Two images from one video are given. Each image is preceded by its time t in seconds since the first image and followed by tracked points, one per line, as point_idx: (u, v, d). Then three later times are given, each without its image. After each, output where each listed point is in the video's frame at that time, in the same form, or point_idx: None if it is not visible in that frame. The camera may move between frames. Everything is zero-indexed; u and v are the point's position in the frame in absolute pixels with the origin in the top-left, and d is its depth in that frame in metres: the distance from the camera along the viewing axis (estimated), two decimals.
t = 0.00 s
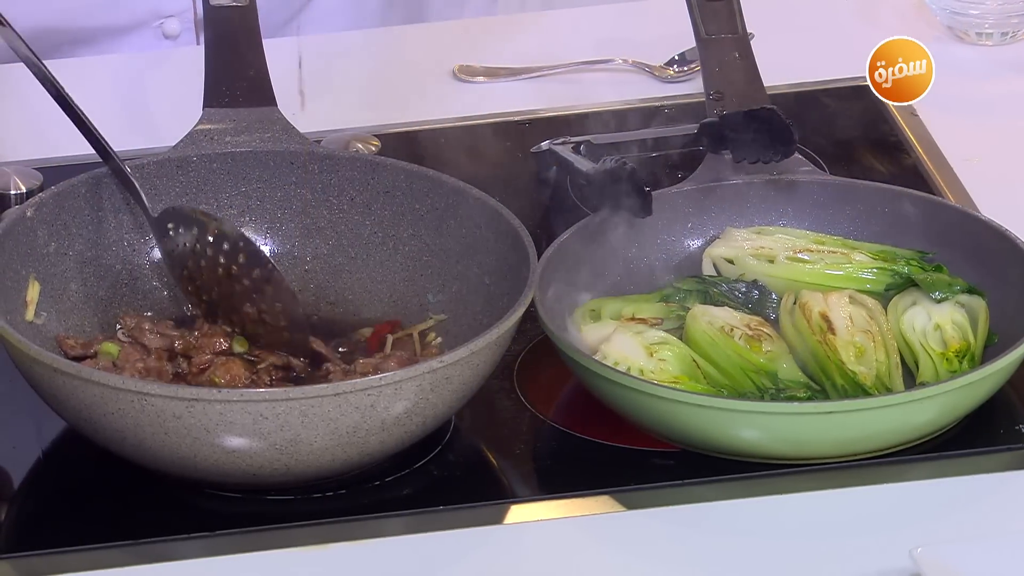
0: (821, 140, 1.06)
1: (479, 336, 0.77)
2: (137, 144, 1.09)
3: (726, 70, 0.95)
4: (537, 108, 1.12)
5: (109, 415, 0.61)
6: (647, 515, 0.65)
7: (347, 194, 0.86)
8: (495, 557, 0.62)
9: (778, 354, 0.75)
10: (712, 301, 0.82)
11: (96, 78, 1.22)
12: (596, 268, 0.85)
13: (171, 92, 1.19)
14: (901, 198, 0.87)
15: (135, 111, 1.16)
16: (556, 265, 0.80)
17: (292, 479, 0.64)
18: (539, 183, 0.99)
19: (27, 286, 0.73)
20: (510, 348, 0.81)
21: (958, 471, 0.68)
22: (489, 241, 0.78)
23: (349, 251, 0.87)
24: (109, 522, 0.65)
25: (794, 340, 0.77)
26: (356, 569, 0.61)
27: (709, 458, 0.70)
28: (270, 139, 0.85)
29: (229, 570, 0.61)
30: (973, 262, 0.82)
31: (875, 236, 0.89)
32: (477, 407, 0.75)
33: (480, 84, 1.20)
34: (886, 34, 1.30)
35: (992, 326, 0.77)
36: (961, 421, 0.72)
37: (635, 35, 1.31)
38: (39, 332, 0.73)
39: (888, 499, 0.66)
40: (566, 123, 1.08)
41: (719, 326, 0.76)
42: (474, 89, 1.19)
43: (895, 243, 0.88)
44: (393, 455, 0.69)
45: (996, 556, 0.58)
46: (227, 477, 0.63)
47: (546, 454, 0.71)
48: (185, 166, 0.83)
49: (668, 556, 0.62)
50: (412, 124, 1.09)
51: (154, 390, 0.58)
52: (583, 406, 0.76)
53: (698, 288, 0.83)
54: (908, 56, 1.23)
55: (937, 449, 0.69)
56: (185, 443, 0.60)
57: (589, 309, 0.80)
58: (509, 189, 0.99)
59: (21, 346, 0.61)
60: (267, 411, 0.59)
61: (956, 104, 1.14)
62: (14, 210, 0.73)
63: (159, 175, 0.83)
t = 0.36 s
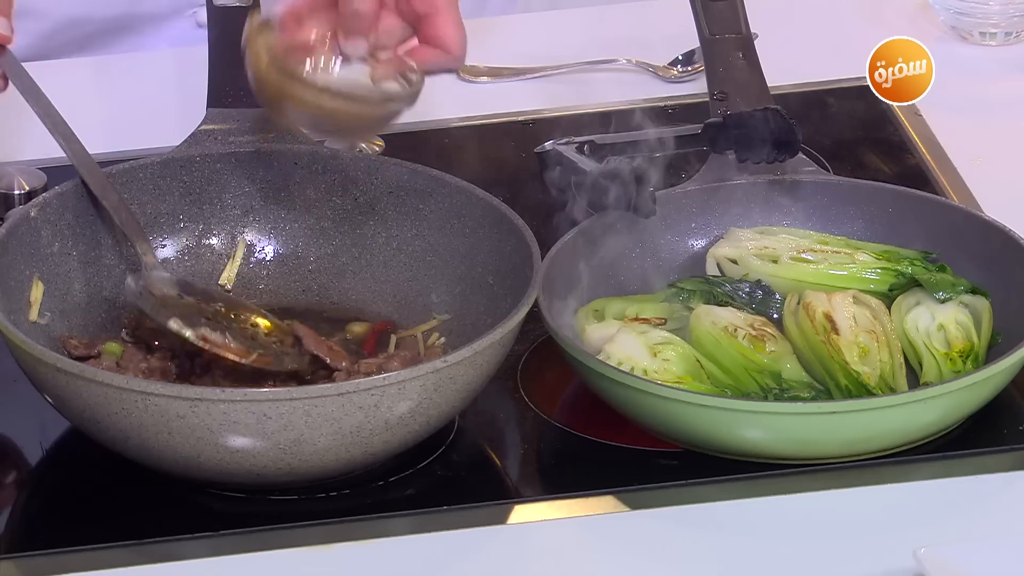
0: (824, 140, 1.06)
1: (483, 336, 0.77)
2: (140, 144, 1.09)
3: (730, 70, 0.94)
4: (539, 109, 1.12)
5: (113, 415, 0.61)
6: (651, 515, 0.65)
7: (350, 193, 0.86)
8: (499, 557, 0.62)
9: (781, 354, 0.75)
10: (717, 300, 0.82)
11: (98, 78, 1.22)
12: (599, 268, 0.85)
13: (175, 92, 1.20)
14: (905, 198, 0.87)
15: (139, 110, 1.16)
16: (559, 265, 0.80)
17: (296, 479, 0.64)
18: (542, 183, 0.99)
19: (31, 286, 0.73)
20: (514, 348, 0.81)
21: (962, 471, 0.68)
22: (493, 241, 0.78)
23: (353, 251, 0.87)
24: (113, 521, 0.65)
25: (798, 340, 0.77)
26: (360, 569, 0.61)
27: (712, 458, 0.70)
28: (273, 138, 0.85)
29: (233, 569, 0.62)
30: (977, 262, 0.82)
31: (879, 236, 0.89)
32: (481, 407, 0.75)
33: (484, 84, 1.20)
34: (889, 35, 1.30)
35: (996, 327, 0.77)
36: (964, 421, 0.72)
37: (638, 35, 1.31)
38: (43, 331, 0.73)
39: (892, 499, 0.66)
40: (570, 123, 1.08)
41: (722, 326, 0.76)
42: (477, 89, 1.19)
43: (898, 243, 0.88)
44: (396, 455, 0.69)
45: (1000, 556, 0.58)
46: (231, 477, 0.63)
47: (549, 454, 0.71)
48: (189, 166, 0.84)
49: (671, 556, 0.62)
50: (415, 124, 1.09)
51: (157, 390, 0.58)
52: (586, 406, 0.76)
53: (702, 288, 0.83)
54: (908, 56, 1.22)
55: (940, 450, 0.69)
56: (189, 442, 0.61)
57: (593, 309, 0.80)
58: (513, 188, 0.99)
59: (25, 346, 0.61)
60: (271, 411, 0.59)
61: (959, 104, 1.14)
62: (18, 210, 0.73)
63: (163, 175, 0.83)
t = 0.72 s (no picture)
0: (825, 140, 1.06)
1: (485, 336, 0.77)
2: (142, 144, 1.09)
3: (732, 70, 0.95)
4: (541, 109, 1.12)
5: (115, 415, 0.61)
6: (652, 515, 0.65)
7: (352, 194, 0.86)
8: (501, 556, 0.62)
9: (783, 354, 0.75)
10: (719, 301, 0.82)
11: (101, 78, 1.22)
12: (602, 268, 0.85)
13: (177, 93, 1.20)
14: (907, 198, 0.88)
15: (141, 111, 1.16)
16: (561, 265, 0.80)
17: (297, 478, 0.64)
18: (543, 183, 0.99)
19: (33, 286, 0.73)
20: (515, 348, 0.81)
21: (963, 471, 0.68)
22: (495, 241, 0.78)
23: (354, 251, 0.87)
24: (114, 522, 0.65)
25: (800, 340, 0.77)
26: (361, 569, 0.61)
27: (713, 458, 0.70)
28: (275, 139, 0.85)
29: (235, 569, 0.62)
30: (979, 262, 0.82)
31: (881, 236, 0.89)
32: (482, 407, 0.75)
33: (486, 84, 1.20)
34: (889, 35, 1.30)
35: (998, 327, 0.77)
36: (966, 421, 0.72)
37: (640, 35, 1.31)
38: (44, 331, 0.73)
39: (894, 499, 0.66)
40: (571, 123, 1.08)
41: (724, 326, 0.76)
42: (478, 90, 1.19)
43: (899, 243, 0.88)
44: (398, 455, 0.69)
45: (1002, 556, 0.58)
46: (232, 477, 0.63)
47: (550, 454, 0.71)
48: (191, 166, 0.84)
49: (673, 556, 0.62)
50: (416, 124, 1.09)
51: (159, 390, 0.58)
52: (588, 406, 0.76)
53: (704, 288, 0.83)
54: (908, 56, 1.22)
55: (942, 450, 0.69)
56: (190, 442, 0.61)
57: (595, 309, 0.80)
58: (514, 188, 0.99)
59: (27, 346, 0.61)
60: (273, 411, 0.59)
61: (960, 105, 1.14)
62: (20, 210, 0.73)
63: (165, 175, 0.83)
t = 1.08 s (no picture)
0: (826, 140, 1.06)
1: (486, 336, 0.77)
2: (143, 144, 1.09)
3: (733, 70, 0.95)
4: (542, 109, 1.12)
5: (117, 415, 0.61)
6: (654, 515, 0.65)
7: (354, 194, 0.86)
8: (502, 556, 0.62)
9: (785, 354, 0.75)
10: (721, 301, 0.82)
11: (103, 78, 1.23)
12: (603, 268, 0.85)
13: (178, 92, 1.20)
14: (909, 198, 0.88)
15: (142, 111, 1.16)
16: (562, 265, 0.80)
17: (298, 479, 0.64)
18: (545, 183, 0.99)
19: (34, 286, 0.73)
20: (516, 349, 0.81)
21: (965, 471, 0.68)
22: (496, 241, 0.78)
23: (355, 251, 0.87)
24: (117, 522, 0.65)
25: (802, 341, 0.77)
26: (362, 569, 0.61)
27: (715, 459, 0.70)
28: (278, 139, 0.85)
29: (237, 569, 0.61)
30: (981, 262, 0.82)
31: (882, 236, 0.89)
32: (483, 407, 0.75)
33: (488, 84, 1.20)
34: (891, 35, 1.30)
35: (999, 327, 0.77)
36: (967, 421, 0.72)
37: (641, 35, 1.31)
38: (46, 332, 0.73)
39: (895, 499, 0.66)
40: (572, 123, 1.08)
41: (726, 326, 0.76)
42: (479, 89, 1.19)
43: (901, 243, 0.88)
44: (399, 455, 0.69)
45: (1003, 556, 0.58)
46: (234, 477, 0.64)
47: (552, 454, 0.71)
48: (192, 166, 0.84)
49: (674, 556, 0.62)
50: (417, 124, 1.09)
51: (161, 390, 0.58)
52: (590, 407, 0.76)
53: (705, 288, 0.83)
54: (908, 56, 1.22)
55: (943, 450, 0.69)
56: (192, 442, 0.61)
57: (596, 309, 0.80)
58: (516, 188, 0.99)
59: (29, 346, 0.61)
60: (275, 411, 0.59)
61: (962, 105, 1.14)
62: (21, 210, 0.73)
63: (166, 175, 0.83)
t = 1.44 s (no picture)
0: (828, 140, 1.06)
1: (486, 336, 0.77)
2: (144, 144, 1.09)
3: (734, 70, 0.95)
4: (543, 109, 1.12)
5: (118, 415, 0.61)
6: (655, 515, 0.65)
7: (355, 194, 0.86)
8: (503, 557, 0.62)
9: (786, 354, 0.75)
10: (722, 301, 0.82)
11: (104, 77, 1.23)
12: (604, 269, 0.86)
13: (178, 92, 1.20)
14: (910, 199, 0.88)
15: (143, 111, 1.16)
16: (563, 266, 0.80)
17: (300, 479, 0.64)
18: (546, 183, 1.00)
19: (35, 286, 0.73)
20: (517, 349, 0.81)
21: (966, 471, 0.68)
22: (497, 241, 0.78)
23: (357, 251, 0.87)
24: (119, 522, 0.65)
25: (803, 341, 0.77)
26: (363, 569, 0.61)
27: (716, 459, 0.70)
28: (279, 139, 0.85)
29: (239, 568, 0.61)
30: (982, 262, 0.82)
31: (883, 236, 0.89)
32: (484, 407, 0.75)
33: (489, 84, 1.20)
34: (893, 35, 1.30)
35: (1000, 327, 0.77)
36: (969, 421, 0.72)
37: (642, 35, 1.31)
38: (47, 332, 0.73)
39: (896, 499, 0.66)
40: (573, 124, 1.08)
41: (727, 326, 0.76)
42: (480, 89, 1.19)
43: (902, 243, 0.88)
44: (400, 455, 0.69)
45: (1004, 556, 0.58)
46: (236, 477, 0.64)
47: (553, 454, 0.71)
48: (193, 166, 0.84)
49: (675, 556, 0.62)
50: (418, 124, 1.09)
51: (162, 390, 0.58)
52: (591, 407, 0.76)
53: (707, 288, 0.83)
54: (908, 56, 1.21)
55: (944, 450, 0.69)
56: (194, 442, 0.61)
57: (597, 309, 0.80)
58: (517, 188, 0.99)
59: (30, 346, 0.61)
60: (276, 411, 0.59)
61: (964, 105, 1.14)
62: (22, 211, 0.73)
63: (167, 175, 0.83)
